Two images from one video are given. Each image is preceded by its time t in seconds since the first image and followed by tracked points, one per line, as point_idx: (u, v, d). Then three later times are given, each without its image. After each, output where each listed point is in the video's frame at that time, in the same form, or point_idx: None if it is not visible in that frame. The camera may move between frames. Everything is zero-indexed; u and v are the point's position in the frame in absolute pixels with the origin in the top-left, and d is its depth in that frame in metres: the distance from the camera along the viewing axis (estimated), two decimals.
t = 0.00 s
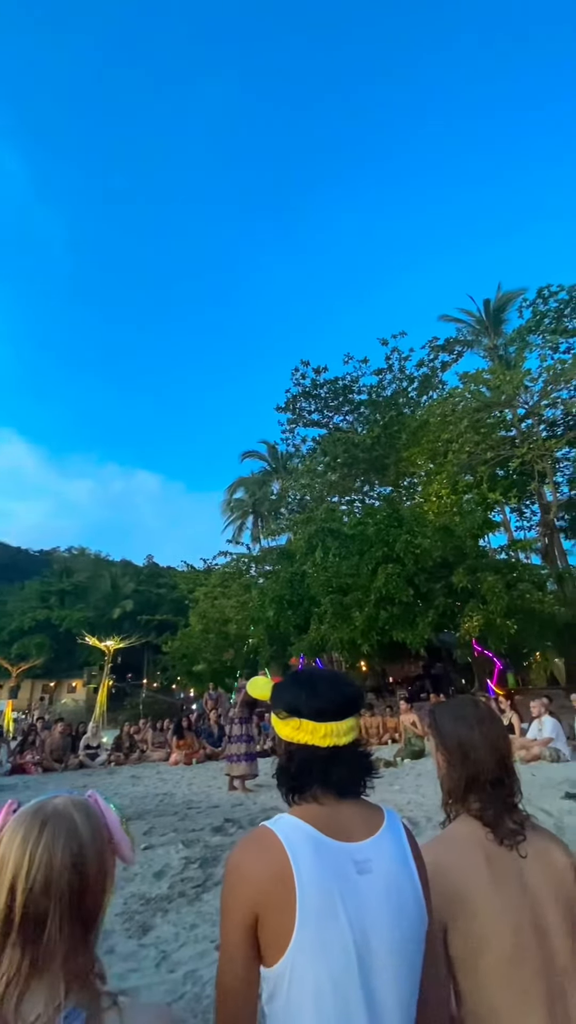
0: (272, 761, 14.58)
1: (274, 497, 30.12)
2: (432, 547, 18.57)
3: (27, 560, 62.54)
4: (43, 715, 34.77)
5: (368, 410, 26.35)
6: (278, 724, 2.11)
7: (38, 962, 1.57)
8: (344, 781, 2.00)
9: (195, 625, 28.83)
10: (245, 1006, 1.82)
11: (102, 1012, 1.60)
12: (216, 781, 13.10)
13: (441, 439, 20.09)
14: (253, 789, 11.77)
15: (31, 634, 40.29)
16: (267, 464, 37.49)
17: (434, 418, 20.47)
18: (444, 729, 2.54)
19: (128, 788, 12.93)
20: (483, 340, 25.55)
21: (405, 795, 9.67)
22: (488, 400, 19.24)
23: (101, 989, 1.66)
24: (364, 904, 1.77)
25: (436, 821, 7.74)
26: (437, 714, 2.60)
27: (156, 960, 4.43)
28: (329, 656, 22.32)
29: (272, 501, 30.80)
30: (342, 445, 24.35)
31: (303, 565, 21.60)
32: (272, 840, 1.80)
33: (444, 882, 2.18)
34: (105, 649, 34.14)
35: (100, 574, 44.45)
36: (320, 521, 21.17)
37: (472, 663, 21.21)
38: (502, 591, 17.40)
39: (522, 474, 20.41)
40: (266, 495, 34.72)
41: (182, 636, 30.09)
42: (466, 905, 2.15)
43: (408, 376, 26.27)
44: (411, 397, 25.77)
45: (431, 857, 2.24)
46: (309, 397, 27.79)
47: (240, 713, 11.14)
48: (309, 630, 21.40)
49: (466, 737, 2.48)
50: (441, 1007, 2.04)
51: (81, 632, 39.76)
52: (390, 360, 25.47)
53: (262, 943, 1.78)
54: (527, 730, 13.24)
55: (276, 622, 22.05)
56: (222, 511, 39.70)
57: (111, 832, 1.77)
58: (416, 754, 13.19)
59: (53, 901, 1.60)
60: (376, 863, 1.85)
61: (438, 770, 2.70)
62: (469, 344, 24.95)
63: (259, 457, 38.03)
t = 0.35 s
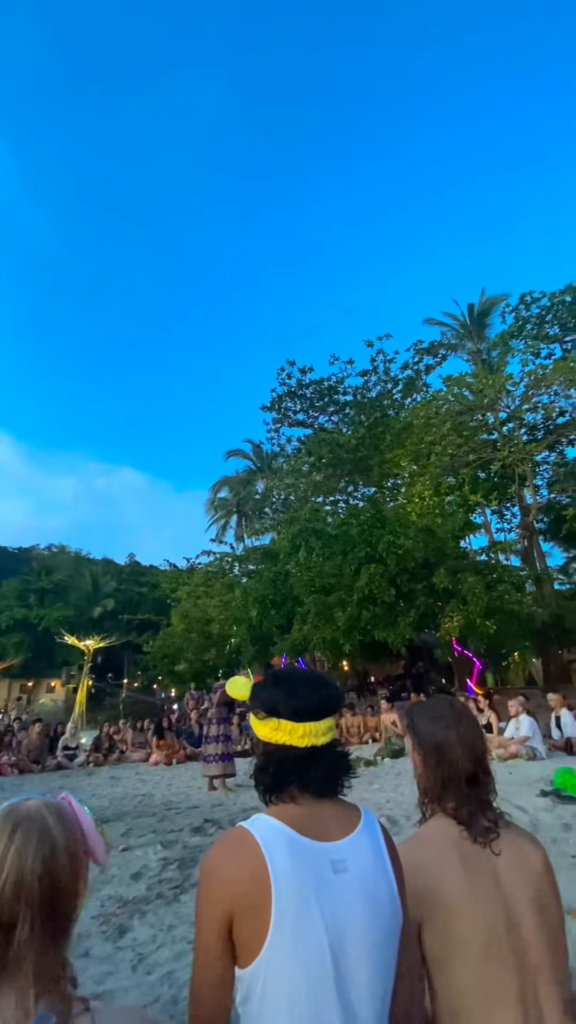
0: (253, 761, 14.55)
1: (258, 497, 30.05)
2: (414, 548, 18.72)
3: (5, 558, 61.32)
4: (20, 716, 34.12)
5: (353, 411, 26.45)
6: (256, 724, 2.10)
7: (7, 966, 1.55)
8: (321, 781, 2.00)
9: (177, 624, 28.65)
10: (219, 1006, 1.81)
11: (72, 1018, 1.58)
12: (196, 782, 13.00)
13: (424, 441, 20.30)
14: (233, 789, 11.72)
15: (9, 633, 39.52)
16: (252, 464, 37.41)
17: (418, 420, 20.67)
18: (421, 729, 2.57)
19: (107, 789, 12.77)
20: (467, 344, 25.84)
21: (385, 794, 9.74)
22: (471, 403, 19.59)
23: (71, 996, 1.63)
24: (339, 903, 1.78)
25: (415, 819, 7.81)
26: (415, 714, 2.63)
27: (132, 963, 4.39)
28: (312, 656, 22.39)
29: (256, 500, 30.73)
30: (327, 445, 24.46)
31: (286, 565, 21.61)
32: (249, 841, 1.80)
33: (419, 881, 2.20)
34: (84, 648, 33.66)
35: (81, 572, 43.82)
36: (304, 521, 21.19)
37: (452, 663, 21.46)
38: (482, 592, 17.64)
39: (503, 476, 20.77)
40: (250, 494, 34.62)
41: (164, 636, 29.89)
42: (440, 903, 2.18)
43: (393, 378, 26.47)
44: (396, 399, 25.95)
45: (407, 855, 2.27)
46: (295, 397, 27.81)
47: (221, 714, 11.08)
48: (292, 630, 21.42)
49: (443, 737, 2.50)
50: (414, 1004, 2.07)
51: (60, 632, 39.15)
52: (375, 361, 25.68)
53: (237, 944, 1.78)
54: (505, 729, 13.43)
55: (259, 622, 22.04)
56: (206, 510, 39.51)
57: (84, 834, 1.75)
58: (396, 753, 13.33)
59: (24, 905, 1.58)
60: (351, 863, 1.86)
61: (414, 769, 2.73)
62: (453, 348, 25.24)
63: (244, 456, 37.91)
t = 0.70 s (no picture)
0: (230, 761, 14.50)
1: (239, 496, 29.96)
2: (394, 549, 18.88)
3: None
4: None
5: (336, 412, 26.56)
6: (229, 724, 2.08)
7: None
8: (293, 780, 2.00)
9: (156, 623, 28.38)
10: (186, 1008, 1.80)
11: None
12: (172, 782, 12.89)
13: (406, 443, 20.50)
14: (210, 789, 11.66)
15: None
16: (234, 463, 37.27)
17: (399, 422, 20.86)
18: (394, 728, 2.59)
19: (81, 790, 12.56)
20: (449, 349, 26.17)
21: (361, 793, 9.80)
22: (452, 407, 19.86)
23: (31, 1003, 1.59)
24: (309, 904, 1.78)
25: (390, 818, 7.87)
26: (388, 714, 2.64)
27: (102, 967, 4.32)
28: (291, 655, 22.46)
29: (237, 500, 30.64)
30: (309, 445, 24.55)
31: (267, 565, 21.62)
32: (219, 842, 1.78)
33: (389, 879, 2.22)
34: (61, 648, 33.07)
35: (58, 569, 43.05)
36: (286, 520, 21.19)
37: (429, 662, 21.73)
38: (460, 593, 17.88)
39: (482, 479, 21.12)
40: (232, 493, 34.49)
41: (143, 635, 29.70)
42: (410, 901, 2.19)
43: (376, 380, 26.67)
44: (378, 401, 26.12)
45: (378, 854, 2.28)
46: (278, 396, 27.82)
47: (199, 714, 11.01)
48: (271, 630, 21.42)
49: (415, 735, 2.53)
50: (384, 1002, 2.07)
51: (35, 631, 38.39)
52: (358, 362, 25.83)
53: (205, 946, 1.76)
54: (479, 727, 13.65)
55: (239, 622, 21.99)
56: (187, 508, 39.25)
57: (49, 837, 1.70)
58: (373, 751, 13.48)
59: None
60: (322, 863, 1.86)
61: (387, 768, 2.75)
62: (435, 352, 25.57)
63: (226, 455, 37.73)
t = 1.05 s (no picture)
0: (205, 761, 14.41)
1: (219, 495, 29.79)
2: (372, 550, 19.02)
3: None
4: None
5: (317, 413, 26.64)
6: (202, 724, 2.07)
7: None
8: (265, 780, 1.99)
9: (131, 622, 28.00)
10: (153, 1010, 1.78)
11: None
12: (145, 783, 12.74)
13: (385, 446, 20.72)
14: (184, 790, 11.56)
15: None
16: (214, 461, 37.04)
17: (380, 424, 21.08)
18: (367, 727, 2.61)
19: (51, 792, 12.31)
20: (429, 353, 26.50)
21: (335, 792, 9.85)
22: (431, 410, 20.13)
23: None
24: (279, 904, 1.77)
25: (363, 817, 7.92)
26: (361, 714, 2.66)
27: (69, 971, 4.24)
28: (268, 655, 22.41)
29: (217, 499, 30.47)
30: (290, 445, 24.59)
31: (246, 564, 21.53)
32: (188, 843, 1.77)
33: (359, 877, 2.23)
34: (33, 647, 32.35)
35: (31, 567, 42.13)
36: (265, 520, 21.15)
37: (404, 663, 21.97)
38: (435, 594, 18.12)
39: (458, 483, 21.61)
40: (212, 491, 34.26)
41: (118, 634, 29.22)
42: (379, 899, 2.21)
43: (357, 382, 26.84)
44: (359, 403, 26.29)
45: (349, 852, 2.30)
46: (260, 396, 27.79)
47: (173, 714, 10.90)
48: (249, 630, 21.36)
49: (388, 734, 2.55)
50: (352, 1000, 2.08)
51: (7, 630, 37.48)
52: (340, 364, 25.97)
53: (172, 948, 1.74)
54: (452, 726, 13.85)
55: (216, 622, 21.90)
56: (165, 506, 38.85)
57: (11, 840, 1.67)
58: (348, 751, 13.55)
59: None
60: (292, 862, 1.85)
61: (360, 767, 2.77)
62: (415, 356, 25.86)
63: (207, 453, 37.49)
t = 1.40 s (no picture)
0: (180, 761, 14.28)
1: (199, 494, 29.59)
2: (351, 550, 19.13)
3: None
4: None
5: (299, 413, 26.70)
6: (177, 724, 2.05)
7: None
8: (241, 780, 1.97)
9: (107, 621, 27.56)
10: (121, 1012, 1.75)
11: None
12: (118, 784, 12.54)
13: (366, 447, 20.91)
14: (158, 790, 11.43)
15: None
16: (195, 459, 36.77)
17: (361, 426, 21.30)
18: (345, 727, 2.62)
19: (21, 795, 12.02)
20: (410, 357, 26.82)
21: (311, 791, 9.87)
22: (411, 413, 20.39)
23: None
24: (252, 904, 1.76)
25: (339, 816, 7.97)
26: (339, 714, 2.67)
27: (38, 976, 4.15)
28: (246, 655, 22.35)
29: (197, 497, 30.27)
30: (272, 445, 24.64)
31: (225, 564, 21.44)
32: (161, 844, 1.74)
33: (332, 876, 2.25)
34: (4, 647, 31.54)
35: (4, 564, 41.08)
36: (245, 520, 21.10)
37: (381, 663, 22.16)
38: (413, 595, 18.34)
39: (437, 485, 21.67)
40: (192, 490, 33.99)
41: (93, 634, 28.72)
42: (352, 898, 2.23)
43: (339, 384, 26.99)
44: (341, 405, 26.43)
45: (323, 851, 2.31)
46: (242, 395, 27.73)
47: (149, 714, 10.77)
48: (227, 630, 21.29)
49: (364, 733, 2.57)
50: (324, 998, 2.09)
51: None
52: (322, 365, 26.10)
53: (143, 949, 1.72)
54: (427, 726, 14.03)
55: (194, 621, 21.77)
56: (144, 504, 38.41)
57: None
58: (324, 751, 13.59)
59: None
60: (266, 862, 1.85)
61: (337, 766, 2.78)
62: (397, 359, 26.17)
63: (187, 451, 37.21)
